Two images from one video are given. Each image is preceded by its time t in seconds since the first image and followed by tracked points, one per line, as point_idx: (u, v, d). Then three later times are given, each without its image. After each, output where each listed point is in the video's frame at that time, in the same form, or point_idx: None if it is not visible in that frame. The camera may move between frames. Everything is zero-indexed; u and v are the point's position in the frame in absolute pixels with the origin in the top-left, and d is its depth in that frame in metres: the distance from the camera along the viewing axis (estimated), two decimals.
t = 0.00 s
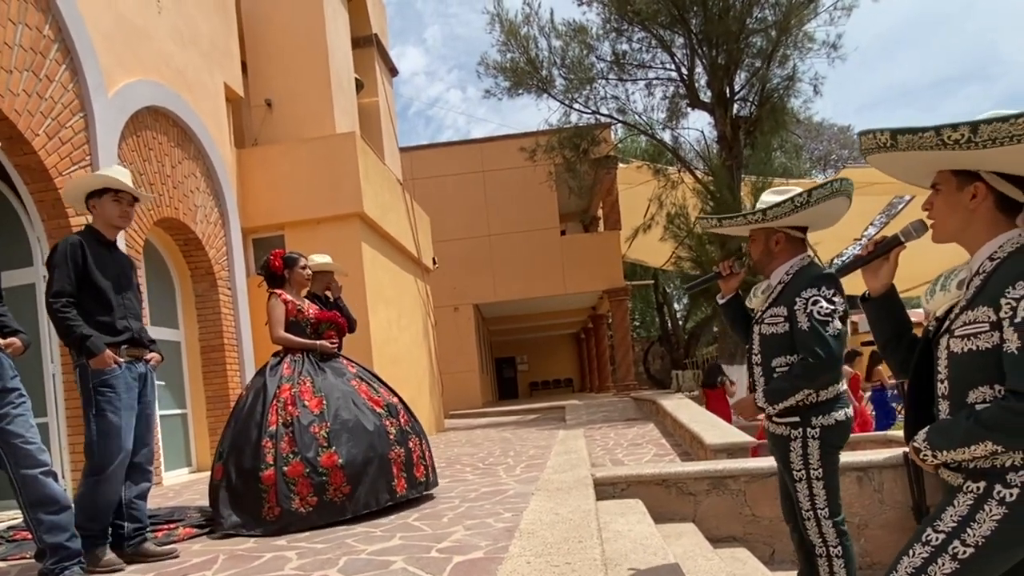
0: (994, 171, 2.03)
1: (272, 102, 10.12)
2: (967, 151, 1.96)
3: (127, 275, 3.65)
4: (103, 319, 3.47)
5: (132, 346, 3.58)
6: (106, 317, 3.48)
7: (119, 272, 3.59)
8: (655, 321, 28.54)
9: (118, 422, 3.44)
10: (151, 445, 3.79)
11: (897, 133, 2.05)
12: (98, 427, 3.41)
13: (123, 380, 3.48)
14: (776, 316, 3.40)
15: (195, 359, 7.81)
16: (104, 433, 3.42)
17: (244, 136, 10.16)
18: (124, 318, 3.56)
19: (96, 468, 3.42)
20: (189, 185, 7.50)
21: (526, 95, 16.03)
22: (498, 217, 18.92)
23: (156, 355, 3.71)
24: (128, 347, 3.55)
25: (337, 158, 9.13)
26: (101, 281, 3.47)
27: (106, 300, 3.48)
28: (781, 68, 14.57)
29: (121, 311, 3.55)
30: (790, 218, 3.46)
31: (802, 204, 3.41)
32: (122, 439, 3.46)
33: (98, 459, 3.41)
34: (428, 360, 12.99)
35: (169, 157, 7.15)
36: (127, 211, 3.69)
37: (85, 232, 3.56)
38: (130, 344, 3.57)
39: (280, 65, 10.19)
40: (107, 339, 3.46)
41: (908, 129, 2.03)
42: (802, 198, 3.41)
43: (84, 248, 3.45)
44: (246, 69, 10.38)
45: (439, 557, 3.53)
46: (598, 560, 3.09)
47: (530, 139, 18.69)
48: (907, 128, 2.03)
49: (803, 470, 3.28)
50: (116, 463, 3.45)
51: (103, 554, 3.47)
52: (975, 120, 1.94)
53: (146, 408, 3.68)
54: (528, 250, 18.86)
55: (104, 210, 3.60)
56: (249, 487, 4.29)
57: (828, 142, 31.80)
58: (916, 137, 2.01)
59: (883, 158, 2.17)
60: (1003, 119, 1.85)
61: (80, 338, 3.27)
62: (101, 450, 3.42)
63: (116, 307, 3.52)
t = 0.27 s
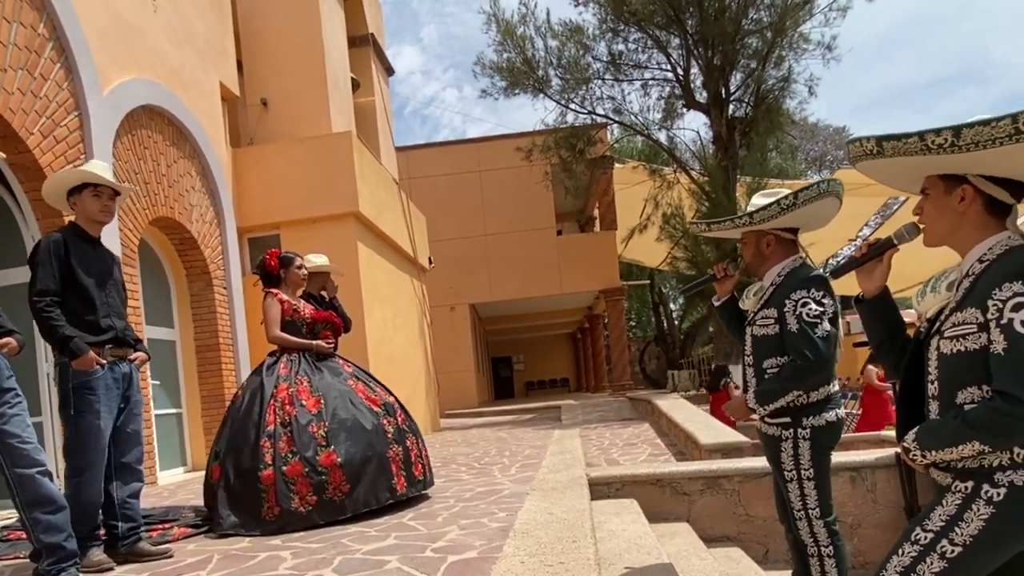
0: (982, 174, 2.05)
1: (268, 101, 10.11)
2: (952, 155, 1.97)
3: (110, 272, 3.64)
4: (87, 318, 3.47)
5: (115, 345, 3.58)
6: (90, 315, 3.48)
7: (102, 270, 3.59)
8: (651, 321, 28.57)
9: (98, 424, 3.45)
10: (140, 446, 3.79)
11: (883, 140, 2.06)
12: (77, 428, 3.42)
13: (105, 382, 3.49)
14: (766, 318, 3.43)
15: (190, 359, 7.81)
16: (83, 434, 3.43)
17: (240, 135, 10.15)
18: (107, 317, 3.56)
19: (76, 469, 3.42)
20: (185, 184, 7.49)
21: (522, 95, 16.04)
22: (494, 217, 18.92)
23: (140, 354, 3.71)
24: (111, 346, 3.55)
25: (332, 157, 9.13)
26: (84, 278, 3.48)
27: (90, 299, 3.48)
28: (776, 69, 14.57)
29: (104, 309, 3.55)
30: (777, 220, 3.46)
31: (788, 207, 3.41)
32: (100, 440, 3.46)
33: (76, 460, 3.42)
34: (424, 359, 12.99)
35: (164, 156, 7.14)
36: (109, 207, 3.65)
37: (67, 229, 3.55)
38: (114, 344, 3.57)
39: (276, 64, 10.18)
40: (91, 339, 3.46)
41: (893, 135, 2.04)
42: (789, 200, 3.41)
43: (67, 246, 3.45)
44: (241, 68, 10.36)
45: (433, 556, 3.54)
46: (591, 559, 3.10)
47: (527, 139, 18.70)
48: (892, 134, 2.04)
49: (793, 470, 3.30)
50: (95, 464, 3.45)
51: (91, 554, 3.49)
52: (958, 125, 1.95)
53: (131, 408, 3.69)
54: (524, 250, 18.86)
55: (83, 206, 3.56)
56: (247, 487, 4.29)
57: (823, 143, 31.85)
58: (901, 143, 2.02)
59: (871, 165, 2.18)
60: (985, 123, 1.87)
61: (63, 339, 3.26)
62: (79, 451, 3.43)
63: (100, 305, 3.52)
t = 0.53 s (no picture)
0: (966, 175, 2.06)
1: (262, 99, 10.08)
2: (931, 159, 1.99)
3: (90, 268, 3.60)
4: (67, 314, 3.45)
5: (97, 344, 3.55)
6: (70, 312, 3.46)
7: (83, 265, 3.56)
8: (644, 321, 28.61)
9: (79, 424, 3.42)
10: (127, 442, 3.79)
11: (864, 149, 2.11)
12: (55, 428, 3.39)
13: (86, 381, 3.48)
14: (759, 318, 3.43)
15: (183, 358, 7.78)
16: (61, 435, 3.40)
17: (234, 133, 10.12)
18: (88, 314, 3.53)
19: (55, 470, 3.40)
20: (178, 182, 7.46)
21: (516, 95, 16.03)
22: (488, 217, 18.91)
23: (121, 352, 3.67)
24: (91, 345, 3.53)
25: (326, 155, 9.11)
26: (65, 273, 3.46)
27: (71, 295, 3.46)
28: (769, 71, 14.59)
29: (86, 306, 3.52)
30: (773, 220, 3.47)
31: (785, 205, 3.40)
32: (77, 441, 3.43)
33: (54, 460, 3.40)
34: (417, 359, 12.97)
35: (157, 154, 7.12)
36: (84, 199, 3.63)
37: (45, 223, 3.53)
38: (95, 342, 3.54)
39: (270, 62, 10.15)
40: (71, 337, 3.44)
41: (872, 144, 2.09)
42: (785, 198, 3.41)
43: (46, 242, 3.43)
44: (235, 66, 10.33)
45: (426, 556, 3.53)
46: (584, 558, 3.10)
47: (521, 139, 18.70)
48: (871, 143, 2.09)
49: (787, 469, 3.31)
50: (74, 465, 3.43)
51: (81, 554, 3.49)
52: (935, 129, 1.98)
53: (113, 407, 3.68)
54: (518, 249, 18.86)
55: (57, 200, 3.56)
56: (238, 486, 4.27)
57: (816, 144, 31.94)
58: (885, 149, 2.04)
59: (859, 175, 2.21)
60: (958, 124, 1.90)
61: (46, 338, 3.26)
62: (58, 451, 3.40)
63: (81, 301, 3.50)
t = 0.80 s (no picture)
0: (942, 181, 2.08)
1: (251, 96, 10.04)
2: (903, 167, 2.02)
3: (69, 265, 3.56)
4: (44, 314, 3.41)
5: (76, 342, 3.53)
6: (49, 311, 3.42)
7: (62, 262, 3.52)
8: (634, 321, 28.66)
9: (62, 423, 3.40)
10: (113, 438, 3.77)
11: (840, 159, 2.16)
12: (37, 428, 3.37)
13: (68, 380, 3.44)
14: (770, 314, 3.45)
15: (171, 357, 7.74)
16: (44, 435, 3.38)
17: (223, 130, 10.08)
18: (67, 313, 3.50)
19: (38, 469, 3.38)
20: (167, 179, 7.42)
21: (507, 94, 16.03)
22: (478, 216, 18.89)
23: (101, 349, 3.65)
24: (72, 343, 3.50)
25: (316, 153, 9.07)
26: (42, 273, 3.41)
27: (49, 294, 3.42)
28: (758, 73, 14.64)
29: (65, 304, 3.49)
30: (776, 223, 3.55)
31: (787, 216, 3.50)
32: (62, 440, 3.42)
33: (37, 460, 3.37)
34: (408, 358, 12.95)
35: (146, 151, 7.08)
36: (59, 195, 3.57)
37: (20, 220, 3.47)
38: (75, 341, 3.52)
39: (260, 59, 10.10)
40: (51, 336, 3.42)
41: (847, 154, 2.13)
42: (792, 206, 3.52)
43: (23, 241, 3.38)
44: (225, 63, 10.28)
45: (416, 555, 3.52)
46: (574, 558, 3.10)
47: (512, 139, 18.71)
48: (847, 152, 2.13)
49: (790, 467, 3.30)
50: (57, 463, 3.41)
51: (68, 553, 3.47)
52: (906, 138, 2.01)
53: (96, 404, 3.65)
54: (509, 249, 18.85)
55: (31, 195, 3.49)
56: (226, 485, 4.24)
57: (804, 146, 32.08)
58: (861, 157, 2.07)
59: (838, 182, 2.25)
60: (927, 135, 1.93)
61: (25, 338, 3.22)
62: (41, 451, 3.38)
63: (60, 300, 3.47)
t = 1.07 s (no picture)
0: (897, 189, 2.09)
1: (237, 93, 9.98)
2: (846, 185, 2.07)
3: (49, 261, 3.51)
4: (24, 311, 3.37)
5: (59, 339, 3.48)
6: (29, 308, 3.37)
7: (41, 259, 3.47)
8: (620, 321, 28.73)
9: (43, 422, 3.36)
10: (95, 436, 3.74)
11: (787, 190, 2.20)
12: (18, 426, 3.33)
13: (49, 377, 3.40)
14: (765, 316, 3.54)
15: (155, 355, 7.67)
16: (25, 433, 3.33)
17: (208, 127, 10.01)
18: (49, 309, 3.45)
19: (19, 469, 3.33)
20: (150, 176, 7.35)
21: (494, 94, 16.02)
22: (465, 216, 18.87)
23: (86, 346, 3.60)
24: (54, 341, 3.46)
25: (302, 150, 9.02)
26: (20, 270, 3.36)
27: (29, 291, 3.37)
28: (743, 76, 14.71)
29: (46, 301, 3.44)
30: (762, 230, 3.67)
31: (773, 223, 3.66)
32: (43, 438, 3.37)
33: (18, 459, 3.32)
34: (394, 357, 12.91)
35: (130, 147, 7.01)
36: (33, 189, 3.49)
37: None
38: (57, 338, 3.47)
39: (245, 55, 10.03)
40: (31, 334, 3.37)
41: (793, 181, 2.17)
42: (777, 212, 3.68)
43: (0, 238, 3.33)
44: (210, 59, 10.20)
45: (402, 554, 3.50)
46: (560, 556, 3.09)
47: (499, 139, 18.70)
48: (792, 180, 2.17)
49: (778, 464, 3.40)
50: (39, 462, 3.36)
51: (49, 553, 3.45)
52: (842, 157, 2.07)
53: (80, 402, 3.60)
54: (495, 249, 18.83)
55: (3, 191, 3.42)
56: (208, 483, 4.21)
57: (788, 149, 32.30)
58: (804, 182, 2.11)
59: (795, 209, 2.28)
60: (858, 151, 2.00)
61: (3, 336, 3.16)
62: (22, 450, 3.33)
63: (40, 297, 3.41)
